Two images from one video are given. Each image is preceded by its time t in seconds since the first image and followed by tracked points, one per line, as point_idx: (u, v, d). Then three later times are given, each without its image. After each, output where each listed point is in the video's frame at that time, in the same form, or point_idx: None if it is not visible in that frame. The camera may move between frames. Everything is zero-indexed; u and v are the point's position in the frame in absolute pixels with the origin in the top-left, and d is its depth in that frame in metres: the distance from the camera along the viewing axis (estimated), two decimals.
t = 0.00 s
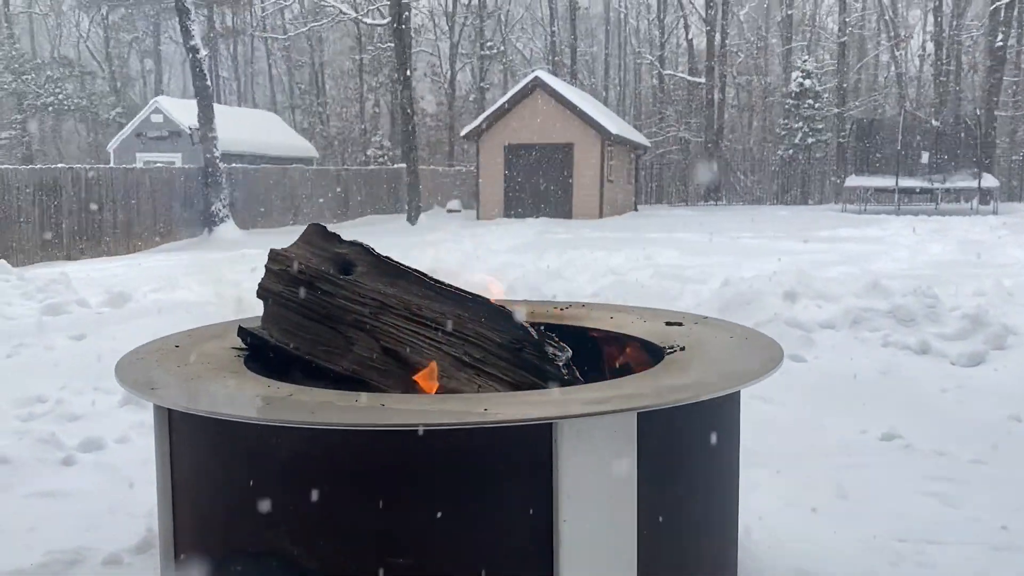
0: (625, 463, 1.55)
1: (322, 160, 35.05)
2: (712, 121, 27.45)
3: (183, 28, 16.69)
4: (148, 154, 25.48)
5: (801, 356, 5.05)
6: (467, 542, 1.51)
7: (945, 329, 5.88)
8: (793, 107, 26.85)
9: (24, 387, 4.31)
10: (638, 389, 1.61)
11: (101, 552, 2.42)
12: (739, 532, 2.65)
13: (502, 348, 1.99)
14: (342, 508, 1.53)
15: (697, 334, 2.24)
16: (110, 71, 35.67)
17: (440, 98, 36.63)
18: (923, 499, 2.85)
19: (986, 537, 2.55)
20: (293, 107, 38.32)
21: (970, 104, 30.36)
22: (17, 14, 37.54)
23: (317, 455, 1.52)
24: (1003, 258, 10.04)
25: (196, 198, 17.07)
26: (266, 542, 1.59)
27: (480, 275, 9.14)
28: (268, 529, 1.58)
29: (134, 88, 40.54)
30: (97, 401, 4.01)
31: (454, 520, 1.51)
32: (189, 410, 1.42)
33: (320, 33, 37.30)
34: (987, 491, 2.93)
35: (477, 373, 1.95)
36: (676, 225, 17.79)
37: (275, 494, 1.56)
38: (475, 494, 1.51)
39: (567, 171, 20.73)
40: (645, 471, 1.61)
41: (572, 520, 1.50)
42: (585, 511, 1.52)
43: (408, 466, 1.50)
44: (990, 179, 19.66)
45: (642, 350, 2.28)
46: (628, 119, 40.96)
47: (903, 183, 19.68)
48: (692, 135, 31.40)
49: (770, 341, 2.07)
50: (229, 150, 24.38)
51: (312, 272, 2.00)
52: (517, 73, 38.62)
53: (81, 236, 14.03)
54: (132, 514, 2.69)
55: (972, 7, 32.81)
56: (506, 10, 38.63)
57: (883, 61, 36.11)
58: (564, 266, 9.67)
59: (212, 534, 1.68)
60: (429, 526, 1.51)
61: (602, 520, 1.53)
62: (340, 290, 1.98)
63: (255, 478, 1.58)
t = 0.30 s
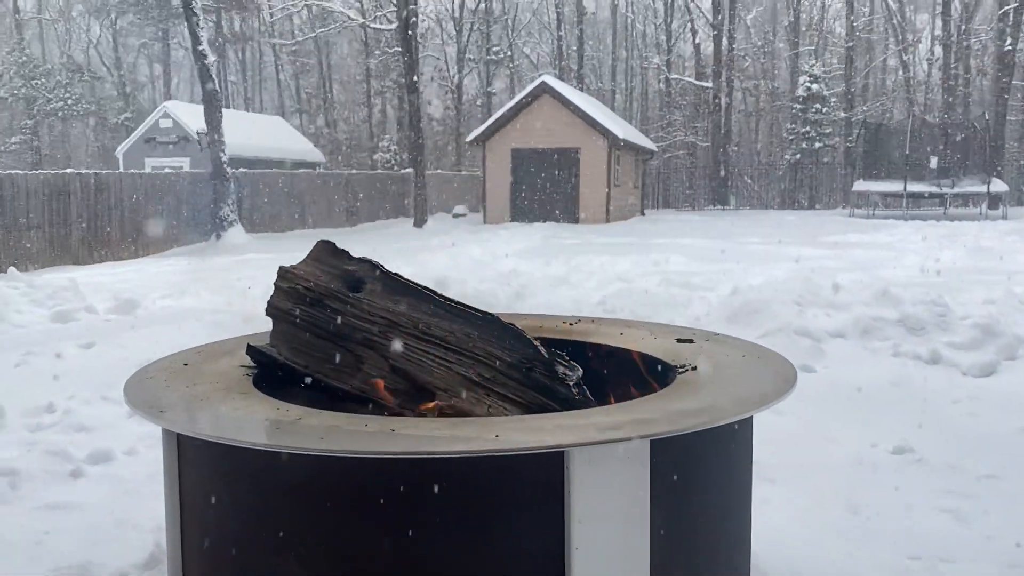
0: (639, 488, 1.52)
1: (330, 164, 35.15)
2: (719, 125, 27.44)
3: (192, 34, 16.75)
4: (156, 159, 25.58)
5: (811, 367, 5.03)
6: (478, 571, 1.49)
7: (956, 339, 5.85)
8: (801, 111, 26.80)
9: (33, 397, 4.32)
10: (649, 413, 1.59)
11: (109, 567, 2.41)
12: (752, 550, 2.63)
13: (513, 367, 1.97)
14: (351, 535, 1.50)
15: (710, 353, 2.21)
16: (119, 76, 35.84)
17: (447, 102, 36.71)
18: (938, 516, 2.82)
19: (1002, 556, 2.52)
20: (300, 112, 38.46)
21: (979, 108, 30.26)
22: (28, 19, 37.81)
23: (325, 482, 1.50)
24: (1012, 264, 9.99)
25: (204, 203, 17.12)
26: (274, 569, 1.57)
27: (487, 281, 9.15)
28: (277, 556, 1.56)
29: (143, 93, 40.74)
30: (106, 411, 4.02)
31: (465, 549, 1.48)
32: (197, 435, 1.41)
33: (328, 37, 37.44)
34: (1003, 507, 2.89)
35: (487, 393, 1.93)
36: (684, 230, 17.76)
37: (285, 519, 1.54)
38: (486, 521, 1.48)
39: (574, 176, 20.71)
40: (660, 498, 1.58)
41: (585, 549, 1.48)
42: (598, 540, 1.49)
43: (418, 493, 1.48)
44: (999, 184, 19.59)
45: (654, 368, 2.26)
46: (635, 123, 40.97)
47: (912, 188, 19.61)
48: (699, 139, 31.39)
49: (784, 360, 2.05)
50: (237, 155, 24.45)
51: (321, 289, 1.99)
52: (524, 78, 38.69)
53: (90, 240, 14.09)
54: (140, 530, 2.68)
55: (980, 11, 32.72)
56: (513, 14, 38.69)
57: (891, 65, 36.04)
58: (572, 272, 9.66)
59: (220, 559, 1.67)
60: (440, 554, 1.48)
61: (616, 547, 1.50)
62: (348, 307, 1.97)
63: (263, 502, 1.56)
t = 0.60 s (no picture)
0: (653, 515, 1.50)
1: (337, 169, 35.27)
2: (726, 129, 27.42)
3: (201, 40, 16.84)
4: (165, 164, 25.70)
5: (821, 377, 5.02)
6: None
7: (966, 348, 5.83)
8: (809, 115, 26.78)
9: (42, 407, 4.33)
10: (663, 436, 1.58)
11: None
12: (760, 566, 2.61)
13: (522, 387, 1.97)
14: (362, 564, 1.49)
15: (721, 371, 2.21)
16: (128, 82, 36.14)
17: (454, 107, 36.79)
18: (949, 532, 2.80)
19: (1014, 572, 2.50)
20: (308, 117, 38.63)
21: (988, 113, 30.18)
22: (38, 24, 38.07)
23: (335, 505, 1.49)
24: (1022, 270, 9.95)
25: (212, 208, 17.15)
26: None
27: (496, 285, 9.16)
28: None
29: (152, 98, 40.99)
30: (116, 421, 4.05)
31: None
32: (209, 459, 1.41)
33: (336, 42, 37.58)
34: (1014, 522, 2.87)
35: (498, 413, 1.92)
36: (691, 235, 17.74)
37: (294, 542, 1.53)
38: (496, 550, 1.47)
39: (580, 181, 20.71)
40: (675, 521, 1.56)
41: None
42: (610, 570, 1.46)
43: (428, 519, 1.46)
44: (1009, 189, 19.51)
45: (664, 386, 2.26)
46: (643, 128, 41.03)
47: (921, 193, 19.55)
48: (706, 144, 31.39)
49: (795, 380, 2.04)
50: (245, 160, 24.57)
51: (333, 307, 1.99)
52: (531, 82, 38.74)
53: (100, 245, 14.18)
54: (150, 543, 2.68)
55: (989, 15, 32.64)
56: (520, 19, 38.76)
57: (899, 69, 35.95)
58: (579, 278, 9.66)
59: None
60: None
61: None
62: (359, 326, 1.97)
63: (272, 525, 1.55)
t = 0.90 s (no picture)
0: (668, 540, 1.48)
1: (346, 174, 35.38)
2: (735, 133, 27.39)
3: (210, 45, 16.91)
4: (174, 168, 25.83)
5: (832, 387, 4.99)
6: None
7: (978, 358, 5.80)
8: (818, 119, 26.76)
9: (52, 416, 4.34)
10: (679, 460, 1.56)
11: None
12: None
13: (534, 406, 1.95)
14: None
15: (735, 389, 2.19)
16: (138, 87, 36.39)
17: (462, 111, 36.87)
18: (964, 548, 2.77)
19: None
20: (317, 122, 38.80)
21: (998, 117, 30.05)
22: (50, 30, 38.39)
23: (346, 530, 1.47)
24: None
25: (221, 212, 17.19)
26: None
27: (504, 291, 9.16)
28: None
29: (162, 103, 41.24)
30: (127, 430, 4.05)
31: None
32: (220, 482, 1.40)
33: (345, 47, 37.73)
34: None
35: (510, 431, 1.89)
36: (700, 240, 17.72)
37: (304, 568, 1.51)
38: None
39: (588, 185, 20.73)
40: (690, 547, 1.53)
41: None
42: None
43: (442, 545, 1.44)
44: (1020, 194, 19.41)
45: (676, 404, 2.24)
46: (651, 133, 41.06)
47: (931, 198, 19.48)
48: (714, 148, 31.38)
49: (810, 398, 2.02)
50: (254, 164, 24.66)
51: (343, 321, 1.99)
52: (539, 87, 38.81)
53: (109, 250, 14.24)
54: (160, 557, 2.68)
55: (999, 19, 32.54)
56: (528, 24, 38.86)
57: (907, 73, 35.87)
58: (587, 284, 9.66)
59: None
60: None
61: None
62: (369, 343, 1.97)
63: (282, 549, 1.53)
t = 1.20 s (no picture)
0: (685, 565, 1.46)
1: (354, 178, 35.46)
2: (743, 138, 27.33)
3: (219, 51, 16.97)
4: (184, 173, 25.93)
5: (843, 398, 4.97)
6: None
7: (991, 367, 5.76)
8: (826, 124, 26.71)
9: (62, 425, 4.35)
10: (691, 481, 1.55)
11: None
12: None
13: (546, 423, 1.95)
14: None
15: (747, 407, 2.18)
16: (147, 92, 36.61)
17: (470, 116, 36.94)
18: (981, 563, 2.74)
19: None
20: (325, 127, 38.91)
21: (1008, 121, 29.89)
22: (62, 36, 38.70)
23: (358, 557, 1.45)
24: None
25: (230, 217, 17.23)
26: None
27: (512, 296, 9.14)
28: None
29: (171, 108, 41.44)
30: (138, 439, 4.07)
31: None
32: (235, 503, 1.39)
33: (353, 53, 37.89)
34: None
35: (522, 450, 1.89)
36: (710, 245, 17.70)
37: None
38: None
39: (595, 191, 20.71)
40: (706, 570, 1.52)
41: None
42: None
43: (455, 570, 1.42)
44: None
45: (687, 421, 2.24)
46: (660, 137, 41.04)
47: (941, 204, 19.37)
48: (723, 153, 31.33)
49: (825, 417, 2.01)
50: (263, 169, 24.72)
51: (354, 337, 2.01)
52: (547, 92, 38.86)
53: (119, 255, 14.30)
54: (170, 568, 2.67)
55: (1011, 22, 32.37)
56: (536, 29, 38.92)
57: (917, 77, 35.76)
58: (596, 290, 9.65)
59: None
60: None
61: None
62: (381, 360, 1.98)
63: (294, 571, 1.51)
